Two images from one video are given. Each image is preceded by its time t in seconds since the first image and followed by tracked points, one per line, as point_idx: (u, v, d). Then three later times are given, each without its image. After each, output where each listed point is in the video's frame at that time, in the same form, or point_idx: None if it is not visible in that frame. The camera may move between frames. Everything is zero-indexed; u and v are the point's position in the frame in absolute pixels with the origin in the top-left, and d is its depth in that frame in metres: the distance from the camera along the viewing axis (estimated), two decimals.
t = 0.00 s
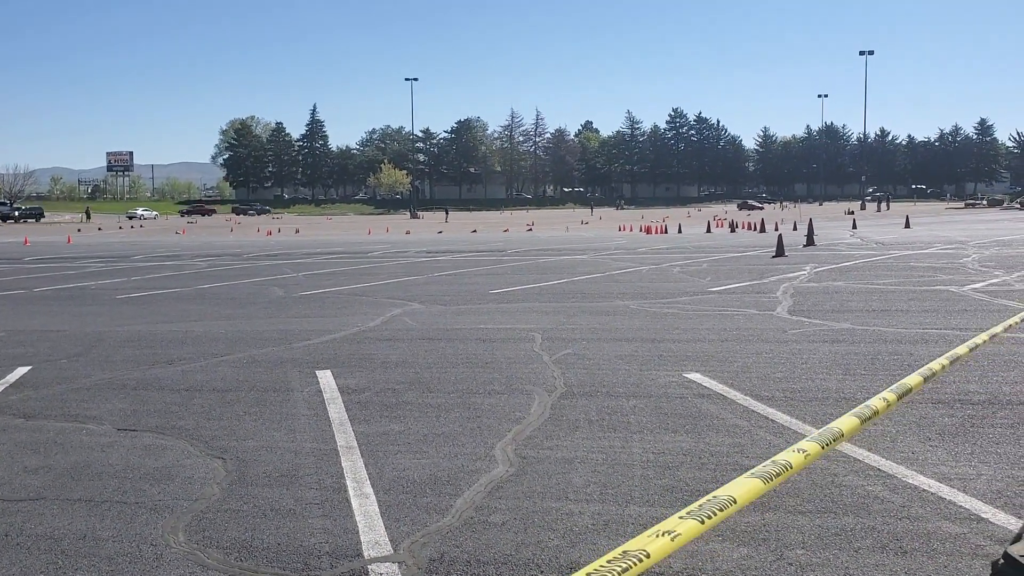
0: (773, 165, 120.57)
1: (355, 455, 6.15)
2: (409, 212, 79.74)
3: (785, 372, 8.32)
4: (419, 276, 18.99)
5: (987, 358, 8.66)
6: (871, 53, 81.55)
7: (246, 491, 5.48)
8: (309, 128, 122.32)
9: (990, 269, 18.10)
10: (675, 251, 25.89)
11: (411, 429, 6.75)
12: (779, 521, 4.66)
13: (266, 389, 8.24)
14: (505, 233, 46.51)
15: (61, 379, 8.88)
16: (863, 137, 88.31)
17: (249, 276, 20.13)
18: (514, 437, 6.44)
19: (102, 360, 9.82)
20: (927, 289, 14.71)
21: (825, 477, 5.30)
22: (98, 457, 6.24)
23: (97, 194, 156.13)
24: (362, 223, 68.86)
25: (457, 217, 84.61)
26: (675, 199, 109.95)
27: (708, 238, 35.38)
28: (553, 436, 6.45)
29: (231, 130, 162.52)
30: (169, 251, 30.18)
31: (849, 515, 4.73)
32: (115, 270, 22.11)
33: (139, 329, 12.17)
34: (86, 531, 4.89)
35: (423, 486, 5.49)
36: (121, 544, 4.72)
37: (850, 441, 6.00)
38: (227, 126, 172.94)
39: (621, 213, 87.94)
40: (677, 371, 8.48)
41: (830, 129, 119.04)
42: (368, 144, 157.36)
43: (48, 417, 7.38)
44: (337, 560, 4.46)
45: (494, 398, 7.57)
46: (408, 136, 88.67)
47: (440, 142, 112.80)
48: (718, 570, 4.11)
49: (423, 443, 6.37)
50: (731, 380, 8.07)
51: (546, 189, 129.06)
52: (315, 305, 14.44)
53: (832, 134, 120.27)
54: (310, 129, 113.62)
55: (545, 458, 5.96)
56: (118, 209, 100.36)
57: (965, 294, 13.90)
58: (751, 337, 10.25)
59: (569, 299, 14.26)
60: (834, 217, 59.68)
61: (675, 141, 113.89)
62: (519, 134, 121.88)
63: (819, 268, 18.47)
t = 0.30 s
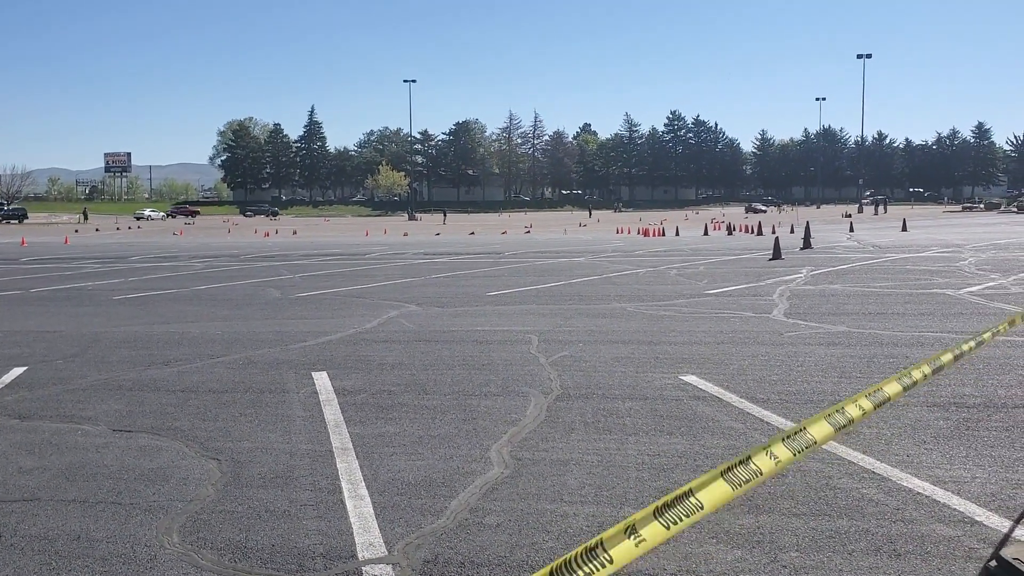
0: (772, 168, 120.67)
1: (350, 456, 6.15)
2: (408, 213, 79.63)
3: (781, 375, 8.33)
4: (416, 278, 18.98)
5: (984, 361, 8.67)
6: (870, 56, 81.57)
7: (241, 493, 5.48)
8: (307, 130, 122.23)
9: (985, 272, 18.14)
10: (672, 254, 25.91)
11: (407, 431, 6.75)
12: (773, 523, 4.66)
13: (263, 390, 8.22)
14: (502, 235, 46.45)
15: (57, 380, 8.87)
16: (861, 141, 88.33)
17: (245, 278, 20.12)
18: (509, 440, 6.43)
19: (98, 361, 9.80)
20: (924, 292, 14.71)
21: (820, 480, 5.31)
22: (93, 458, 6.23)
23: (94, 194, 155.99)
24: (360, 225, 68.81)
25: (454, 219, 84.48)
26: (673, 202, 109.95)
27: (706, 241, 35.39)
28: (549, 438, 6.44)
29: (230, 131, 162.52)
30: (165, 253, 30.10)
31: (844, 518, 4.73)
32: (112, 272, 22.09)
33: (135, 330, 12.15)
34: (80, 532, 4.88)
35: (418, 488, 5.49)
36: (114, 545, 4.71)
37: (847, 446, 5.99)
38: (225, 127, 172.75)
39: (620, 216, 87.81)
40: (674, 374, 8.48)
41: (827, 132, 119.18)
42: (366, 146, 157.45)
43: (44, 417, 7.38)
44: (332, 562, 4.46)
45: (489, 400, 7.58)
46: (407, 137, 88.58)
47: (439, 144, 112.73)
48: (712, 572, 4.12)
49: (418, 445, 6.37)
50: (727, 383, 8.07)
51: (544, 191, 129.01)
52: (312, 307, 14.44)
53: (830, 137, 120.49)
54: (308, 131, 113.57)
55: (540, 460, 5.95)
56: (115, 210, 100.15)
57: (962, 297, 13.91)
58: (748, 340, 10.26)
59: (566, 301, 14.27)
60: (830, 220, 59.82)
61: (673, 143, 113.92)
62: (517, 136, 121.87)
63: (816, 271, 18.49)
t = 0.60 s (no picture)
0: (769, 170, 120.74)
1: (346, 458, 6.15)
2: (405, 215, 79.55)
3: (777, 377, 8.34)
4: (413, 279, 18.97)
5: (980, 364, 8.68)
6: (867, 60, 81.55)
7: (237, 494, 5.48)
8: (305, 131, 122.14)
9: (982, 274, 18.17)
10: (669, 256, 25.95)
11: (403, 432, 6.75)
12: (769, 525, 4.67)
13: (259, 392, 8.23)
14: (500, 237, 46.43)
15: (53, 381, 8.88)
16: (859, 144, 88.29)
17: (242, 279, 20.13)
18: (506, 442, 6.44)
19: (95, 362, 9.79)
20: (921, 294, 14.72)
21: (815, 481, 5.31)
22: (89, 460, 6.23)
23: (92, 195, 155.82)
24: (358, 226, 68.83)
25: (452, 221, 84.42)
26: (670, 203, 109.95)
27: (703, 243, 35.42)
28: (545, 440, 6.45)
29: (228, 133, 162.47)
30: (162, 254, 30.10)
31: (840, 520, 4.74)
32: (109, 272, 22.09)
33: (132, 331, 12.14)
34: (76, 534, 4.88)
35: (414, 489, 5.49)
36: (111, 546, 4.71)
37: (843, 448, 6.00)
38: (223, 129, 172.74)
39: (617, 217, 87.63)
40: (670, 376, 8.49)
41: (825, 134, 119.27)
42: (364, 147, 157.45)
43: (40, 419, 7.36)
44: (327, 564, 4.45)
45: (486, 401, 7.59)
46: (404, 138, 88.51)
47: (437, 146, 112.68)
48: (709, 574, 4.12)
49: (414, 446, 6.37)
50: (723, 384, 8.08)
51: (542, 193, 128.99)
52: (309, 308, 14.46)
53: (828, 139, 120.57)
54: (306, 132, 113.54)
55: (536, 462, 5.95)
56: (112, 211, 100.05)
57: (959, 300, 13.92)
58: (745, 342, 10.28)
59: (563, 303, 14.29)
60: (828, 222, 59.87)
61: (671, 145, 113.96)
62: (515, 138, 121.86)
63: (813, 273, 18.53)
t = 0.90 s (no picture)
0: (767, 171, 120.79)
1: (344, 459, 6.14)
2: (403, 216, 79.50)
3: (775, 378, 8.34)
4: (411, 281, 18.95)
5: (978, 365, 8.68)
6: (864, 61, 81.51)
7: (235, 495, 5.47)
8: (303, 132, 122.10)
9: (979, 276, 18.17)
10: (667, 257, 25.96)
11: (402, 433, 6.75)
12: (767, 526, 4.68)
13: (256, 393, 8.22)
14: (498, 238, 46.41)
15: (52, 382, 8.87)
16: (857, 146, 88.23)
17: (240, 280, 20.12)
18: (505, 443, 6.44)
19: (93, 364, 9.78)
20: (918, 295, 14.73)
21: (813, 482, 5.32)
22: (86, 461, 6.22)
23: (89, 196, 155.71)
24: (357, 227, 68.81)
25: (450, 222, 84.33)
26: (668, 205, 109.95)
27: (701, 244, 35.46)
28: (544, 442, 6.44)
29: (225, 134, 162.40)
30: (161, 255, 30.09)
31: (837, 520, 4.74)
32: (106, 274, 22.07)
33: (130, 333, 12.12)
34: (73, 535, 4.87)
35: (412, 490, 5.49)
36: (107, 548, 4.70)
37: (842, 449, 6.00)
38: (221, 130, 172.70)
39: (615, 218, 87.52)
40: (668, 377, 8.48)
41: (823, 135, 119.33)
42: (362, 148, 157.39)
43: (37, 421, 7.35)
44: (325, 565, 4.45)
45: (484, 402, 7.59)
46: (403, 139, 88.41)
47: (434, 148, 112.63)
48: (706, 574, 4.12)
49: (413, 448, 6.38)
50: (721, 385, 8.08)
51: (540, 194, 129.01)
52: (307, 309, 14.46)
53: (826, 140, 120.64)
54: (304, 133, 113.46)
55: (534, 463, 5.95)
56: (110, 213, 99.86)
57: (955, 300, 13.92)
58: (743, 342, 10.28)
59: (561, 304, 14.29)
60: (825, 223, 59.96)
61: (669, 146, 113.99)
62: (513, 139, 121.85)
63: (811, 274, 18.54)
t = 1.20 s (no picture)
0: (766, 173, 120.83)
1: (343, 462, 6.14)
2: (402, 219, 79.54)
3: (774, 379, 8.34)
4: (410, 283, 18.93)
5: (977, 365, 8.68)
6: (863, 62, 81.46)
7: (234, 498, 5.46)
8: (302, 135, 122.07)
9: (978, 276, 18.18)
10: (665, 258, 25.96)
11: (401, 436, 6.74)
12: (767, 527, 4.68)
13: (255, 396, 8.21)
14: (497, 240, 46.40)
15: (50, 386, 8.85)
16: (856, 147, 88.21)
17: (238, 283, 20.10)
18: (503, 445, 6.43)
19: (91, 367, 9.77)
20: (917, 296, 14.74)
21: (812, 484, 5.31)
22: (85, 465, 6.20)
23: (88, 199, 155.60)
24: (355, 229, 68.79)
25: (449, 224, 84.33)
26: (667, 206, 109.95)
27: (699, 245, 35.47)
28: (543, 444, 6.44)
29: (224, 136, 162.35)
30: (159, 258, 30.06)
31: (837, 522, 4.74)
32: (104, 277, 22.03)
33: (128, 336, 12.10)
34: (73, 539, 4.86)
35: (411, 493, 5.48)
36: (107, 552, 4.69)
37: (841, 451, 5.99)
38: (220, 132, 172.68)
39: (614, 220, 87.51)
40: (667, 379, 8.48)
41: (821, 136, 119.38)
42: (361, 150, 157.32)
43: (35, 425, 7.33)
44: (324, 568, 4.44)
45: (483, 404, 7.58)
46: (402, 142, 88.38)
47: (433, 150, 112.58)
48: None
49: (411, 450, 6.37)
50: (720, 387, 8.08)
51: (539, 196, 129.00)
52: (306, 311, 14.44)
53: (824, 141, 120.68)
54: (302, 136, 113.44)
55: (533, 465, 5.95)
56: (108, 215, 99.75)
57: (954, 301, 13.93)
58: (741, 343, 10.29)
59: (560, 306, 14.28)
60: (823, 224, 59.99)
61: (667, 148, 113.98)
62: (511, 140, 121.85)
63: (809, 275, 18.54)
